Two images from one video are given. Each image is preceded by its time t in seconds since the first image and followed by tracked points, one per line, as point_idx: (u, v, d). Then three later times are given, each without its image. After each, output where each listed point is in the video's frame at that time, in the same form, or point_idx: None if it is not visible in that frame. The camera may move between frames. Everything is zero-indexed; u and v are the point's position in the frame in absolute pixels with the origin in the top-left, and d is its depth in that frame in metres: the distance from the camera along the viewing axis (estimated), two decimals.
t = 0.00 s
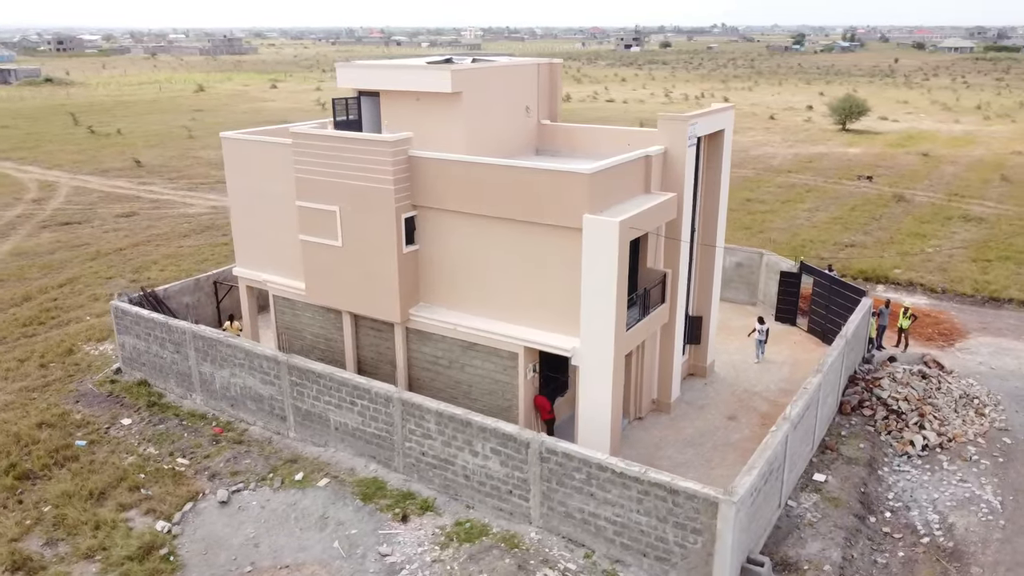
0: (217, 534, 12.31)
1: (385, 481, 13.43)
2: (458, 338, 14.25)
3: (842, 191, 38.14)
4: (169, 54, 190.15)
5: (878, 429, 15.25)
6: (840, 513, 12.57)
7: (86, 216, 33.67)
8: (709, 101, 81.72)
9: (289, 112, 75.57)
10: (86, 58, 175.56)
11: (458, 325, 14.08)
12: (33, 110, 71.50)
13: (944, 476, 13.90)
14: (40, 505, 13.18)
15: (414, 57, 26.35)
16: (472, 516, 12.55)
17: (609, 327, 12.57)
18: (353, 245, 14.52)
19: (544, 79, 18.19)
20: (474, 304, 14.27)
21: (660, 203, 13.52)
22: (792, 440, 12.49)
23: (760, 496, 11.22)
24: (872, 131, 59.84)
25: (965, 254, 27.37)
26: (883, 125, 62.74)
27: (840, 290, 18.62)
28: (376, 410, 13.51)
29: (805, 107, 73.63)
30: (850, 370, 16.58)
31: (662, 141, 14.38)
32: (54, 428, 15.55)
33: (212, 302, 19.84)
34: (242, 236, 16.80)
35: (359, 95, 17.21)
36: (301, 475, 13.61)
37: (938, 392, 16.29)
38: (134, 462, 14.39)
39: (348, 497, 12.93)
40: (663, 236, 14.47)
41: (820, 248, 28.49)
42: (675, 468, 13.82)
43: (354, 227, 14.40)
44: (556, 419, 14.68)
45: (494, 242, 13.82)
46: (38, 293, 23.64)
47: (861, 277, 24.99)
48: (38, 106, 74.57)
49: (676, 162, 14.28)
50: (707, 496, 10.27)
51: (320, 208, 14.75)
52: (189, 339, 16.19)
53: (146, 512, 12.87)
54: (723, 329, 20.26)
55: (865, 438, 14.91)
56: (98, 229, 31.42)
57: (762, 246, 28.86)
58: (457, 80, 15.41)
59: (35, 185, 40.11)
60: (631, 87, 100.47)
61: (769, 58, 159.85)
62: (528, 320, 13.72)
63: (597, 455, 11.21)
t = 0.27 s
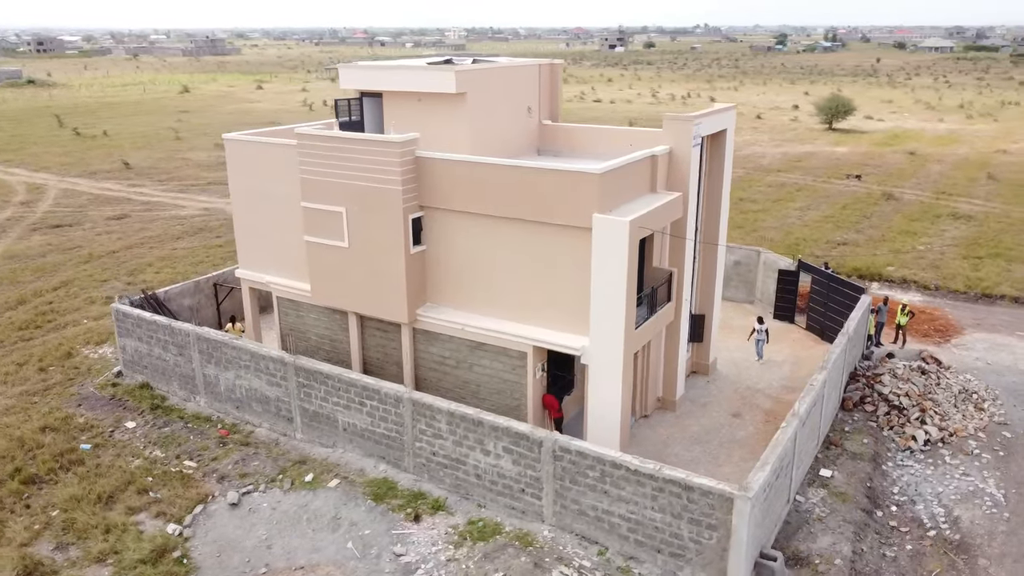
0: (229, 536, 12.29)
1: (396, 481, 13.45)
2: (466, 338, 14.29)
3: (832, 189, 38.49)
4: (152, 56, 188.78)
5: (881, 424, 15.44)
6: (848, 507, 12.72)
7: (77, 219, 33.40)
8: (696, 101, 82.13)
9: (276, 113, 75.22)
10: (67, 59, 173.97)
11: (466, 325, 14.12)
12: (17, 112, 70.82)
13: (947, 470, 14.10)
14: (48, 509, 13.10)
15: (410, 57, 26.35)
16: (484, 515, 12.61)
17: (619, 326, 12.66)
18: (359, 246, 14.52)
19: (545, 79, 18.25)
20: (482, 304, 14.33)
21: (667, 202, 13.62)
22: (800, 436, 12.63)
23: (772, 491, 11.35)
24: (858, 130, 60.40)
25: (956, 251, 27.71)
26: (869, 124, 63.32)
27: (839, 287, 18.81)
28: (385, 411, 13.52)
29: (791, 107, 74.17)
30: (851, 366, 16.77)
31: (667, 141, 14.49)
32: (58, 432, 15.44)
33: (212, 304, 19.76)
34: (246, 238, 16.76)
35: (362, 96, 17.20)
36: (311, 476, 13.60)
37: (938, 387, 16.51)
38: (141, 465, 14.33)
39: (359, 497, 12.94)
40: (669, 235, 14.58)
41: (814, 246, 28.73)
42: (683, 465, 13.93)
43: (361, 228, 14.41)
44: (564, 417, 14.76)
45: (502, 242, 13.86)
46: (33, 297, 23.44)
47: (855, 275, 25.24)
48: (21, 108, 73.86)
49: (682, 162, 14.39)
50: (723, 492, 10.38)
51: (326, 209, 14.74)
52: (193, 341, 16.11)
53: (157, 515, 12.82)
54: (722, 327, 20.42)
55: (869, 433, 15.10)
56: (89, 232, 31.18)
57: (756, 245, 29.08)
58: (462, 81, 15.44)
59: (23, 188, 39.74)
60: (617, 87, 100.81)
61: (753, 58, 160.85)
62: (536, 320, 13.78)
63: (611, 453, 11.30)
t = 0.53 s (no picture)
0: (242, 538, 12.28)
1: (406, 481, 13.48)
2: (475, 338, 14.34)
3: (822, 188, 38.84)
4: (134, 56, 187.67)
5: (883, 420, 15.64)
6: (855, 502, 12.89)
7: (68, 221, 33.11)
8: (683, 101, 82.53)
9: (263, 114, 74.88)
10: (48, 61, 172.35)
11: (475, 325, 14.17)
12: None
13: (950, 464, 14.30)
14: (56, 513, 13.02)
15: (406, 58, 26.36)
16: (496, 513, 12.66)
17: (629, 325, 12.76)
18: (366, 247, 14.54)
19: (547, 80, 18.33)
20: (490, 304, 14.38)
21: (674, 202, 13.74)
22: (809, 431, 12.78)
23: (785, 487, 11.48)
24: (845, 130, 60.94)
25: (947, 248, 28.05)
26: (855, 123, 63.90)
27: (837, 284, 19.02)
28: (395, 411, 13.55)
29: (778, 106, 74.70)
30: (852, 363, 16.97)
31: (672, 141, 14.61)
32: (62, 436, 15.35)
33: (213, 306, 19.69)
34: (250, 239, 16.73)
35: (365, 98, 17.25)
36: (321, 477, 13.61)
37: (937, 383, 16.74)
38: (148, 468, 14.27)
39: (371, 498, 12.96)
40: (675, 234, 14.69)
41: (807, 244, 28.99)
42: (691, 462, 14.05)
43: (369, 228, 14.42)
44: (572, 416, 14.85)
45: (511, 242, 13.92)
46: (28, 300, 23.24)
47: (850, 272, 25.50)
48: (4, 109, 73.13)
49: (687, 162, 14.51)
50: (738, 488, 10.49)
51: (333, 210, 14.74)
52: (198, 343, 16.05)
53: (167, 518, 12.77)
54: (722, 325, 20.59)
55: (872, 429, 15.29)
56: (81, 234, 30.93)
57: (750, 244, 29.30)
58: (467, 82, 15.50)
59: (11, 190, 39.35)
60: (604, 87, 101.08)
61: (737, 58, 161.76)
62: (545, 319, 13.86)
63: (624, 450, 11.39)
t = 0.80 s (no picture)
0: (256, 540, 12.26)
1: (418, 480, 13.50)
2: (484, 338, 14.39)
3: (813, 187, 39.17)
4: (116, 57, 186.48)
5: (886, 415, 15.83)
6: (863, 496, 13.05)
7: (59, 224, 32.83)
8: (671, 101, 82.88)
9: (250, 115, 74.48)
10: (28, 61, 170.71)
11: (483, 324, 14.22)
12: None
13: (953, 458, 14.51)
14: (66, 517, 12.94)
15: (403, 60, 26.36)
16: (509, 512, 12.72)
17: (640, 324, 12.85)
18: (374, 248, 14.54)
19: (548, 81, 18.38)
20: (498, 304, 14.44)
21: (682, 201, 13.83)
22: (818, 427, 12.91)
23: (797, 482, 11.60)
24: (832, 129, 61.45)
25: (939, 246, 28.39)
26: (841, 123, 64.44)
27: (837, 283, 19.21)
28: (406, 411, 13.58)
29: (764, 106, 75.15)
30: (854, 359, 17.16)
31: (677, 141, 14.73)
32: (67, 440, 15.24)
33: (214, 308, 19.61)
34: (254, 240, 16.69)
35: (368, 98, 17.26)
36: (332, 478, 13.61)
37: (937, 379, 16.97)
38: (156, 471, 14.20)
39: (384, 498, 12.98)
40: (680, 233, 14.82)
41: (801, 243, 29.25)
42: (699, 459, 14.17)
43: (376, 229, 14.43)
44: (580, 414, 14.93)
45: (520, 242, 13.97)
46: (24, 303, 23.04)
47: (845, 271, 25.75)
48: None
49: (693, 162, 14.63)
50: (754, 483, 10.60)
51: (340, 211, 14.73)
52: (203, 345, 15.99)
53: (179, 521, 12.73)
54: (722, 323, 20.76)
55: (875, 424, 15.47)
56: (73, 237, 30.67)
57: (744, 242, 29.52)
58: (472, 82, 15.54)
59: None
60: (591, 87, 101.36)
61: (721, 58, 162.67)
62: (555, 318, 13.93)
63: (639, 447, 11.48)
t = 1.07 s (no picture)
0: (270, 541, 12.25)
1: (429, 480, 13.54)
2: (493, 337, 14.44)
3: (803, 186, 39.50)
4: (97, 57, 185.03)
5: (889, 411, 16.04)
6: (872, 491, 13.23)
7: (50, 226, 32.53)
8: (658, 100, 83.17)
9: (237, 116, 74.06)
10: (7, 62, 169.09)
11: (493, 324, 14.27)
12: None
13: (957, 452, 14.72)
14: (76, 521, 12.86)
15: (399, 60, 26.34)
16: (523, 511, 12.78)
17: (651, 322, 12.95)
18: (382, 248, 14.55)
19: (550, 80, 18.45)
20: (507, 304, 14.49)
21: (690, 200, 13.95)
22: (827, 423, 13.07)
23: (810, 477, 11.74)
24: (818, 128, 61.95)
25: (930, 243, 28.73)
26: (828, 122, 64.96)
27: (836, 280, 19.41)
28: (417, 411, 13.61)
29: (751, 105, 75.64)
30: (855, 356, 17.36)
31: (683, 140, 14.85)
32: (73, 443, 15.14)
33: (216, 310, 19.52)
34: (258, 242, 16.65)
35: (372, 98, 17.27)
36: (344, 478, 13.61)
37: (937, 375, 17.20)
38: (165, 473, 14.14)
39: (397, 498, 13.00)
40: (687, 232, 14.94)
41: (794, 241, 29.51)
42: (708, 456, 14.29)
43: (385, 230, 14.44)
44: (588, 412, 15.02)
45: (529, 241, 14.03)
46: (20, 307, 22.83)
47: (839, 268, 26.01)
48: None
49: (699, 161, 14.75)
50: (770, 479, 10.72)
51: (348, 212, 14.72)
52: (209, 347, 15.93)
53: (192, 523, 12.68)
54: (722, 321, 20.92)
55: (879, 420, 15.67)
56: (65, 239, 30.41)
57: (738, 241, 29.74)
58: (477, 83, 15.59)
59: None
60: (578, 87, 101.58)
61: (705, 57, 163.50)
62: (565, 318, 13.99)
63: (654, 445, 11.57)
